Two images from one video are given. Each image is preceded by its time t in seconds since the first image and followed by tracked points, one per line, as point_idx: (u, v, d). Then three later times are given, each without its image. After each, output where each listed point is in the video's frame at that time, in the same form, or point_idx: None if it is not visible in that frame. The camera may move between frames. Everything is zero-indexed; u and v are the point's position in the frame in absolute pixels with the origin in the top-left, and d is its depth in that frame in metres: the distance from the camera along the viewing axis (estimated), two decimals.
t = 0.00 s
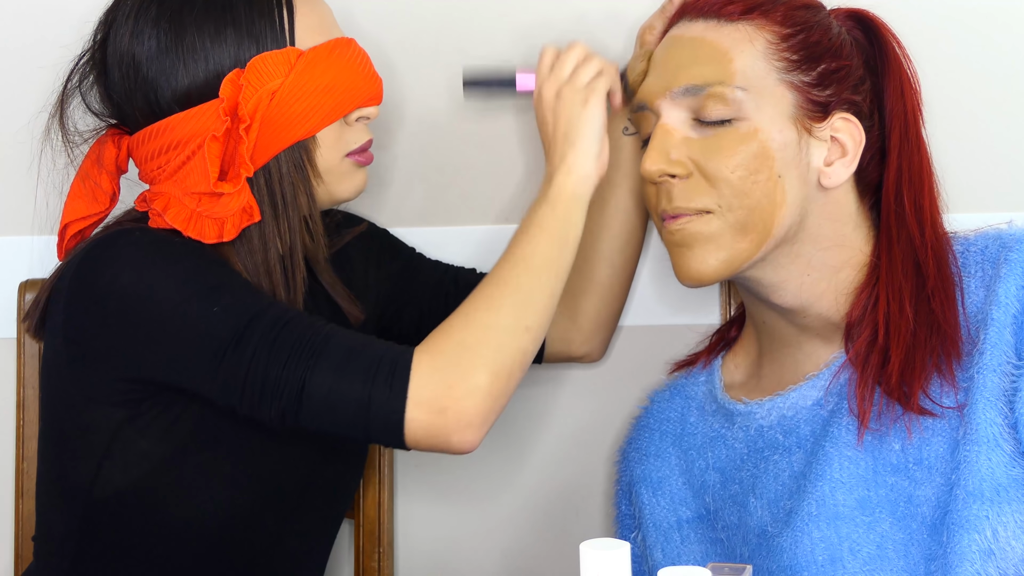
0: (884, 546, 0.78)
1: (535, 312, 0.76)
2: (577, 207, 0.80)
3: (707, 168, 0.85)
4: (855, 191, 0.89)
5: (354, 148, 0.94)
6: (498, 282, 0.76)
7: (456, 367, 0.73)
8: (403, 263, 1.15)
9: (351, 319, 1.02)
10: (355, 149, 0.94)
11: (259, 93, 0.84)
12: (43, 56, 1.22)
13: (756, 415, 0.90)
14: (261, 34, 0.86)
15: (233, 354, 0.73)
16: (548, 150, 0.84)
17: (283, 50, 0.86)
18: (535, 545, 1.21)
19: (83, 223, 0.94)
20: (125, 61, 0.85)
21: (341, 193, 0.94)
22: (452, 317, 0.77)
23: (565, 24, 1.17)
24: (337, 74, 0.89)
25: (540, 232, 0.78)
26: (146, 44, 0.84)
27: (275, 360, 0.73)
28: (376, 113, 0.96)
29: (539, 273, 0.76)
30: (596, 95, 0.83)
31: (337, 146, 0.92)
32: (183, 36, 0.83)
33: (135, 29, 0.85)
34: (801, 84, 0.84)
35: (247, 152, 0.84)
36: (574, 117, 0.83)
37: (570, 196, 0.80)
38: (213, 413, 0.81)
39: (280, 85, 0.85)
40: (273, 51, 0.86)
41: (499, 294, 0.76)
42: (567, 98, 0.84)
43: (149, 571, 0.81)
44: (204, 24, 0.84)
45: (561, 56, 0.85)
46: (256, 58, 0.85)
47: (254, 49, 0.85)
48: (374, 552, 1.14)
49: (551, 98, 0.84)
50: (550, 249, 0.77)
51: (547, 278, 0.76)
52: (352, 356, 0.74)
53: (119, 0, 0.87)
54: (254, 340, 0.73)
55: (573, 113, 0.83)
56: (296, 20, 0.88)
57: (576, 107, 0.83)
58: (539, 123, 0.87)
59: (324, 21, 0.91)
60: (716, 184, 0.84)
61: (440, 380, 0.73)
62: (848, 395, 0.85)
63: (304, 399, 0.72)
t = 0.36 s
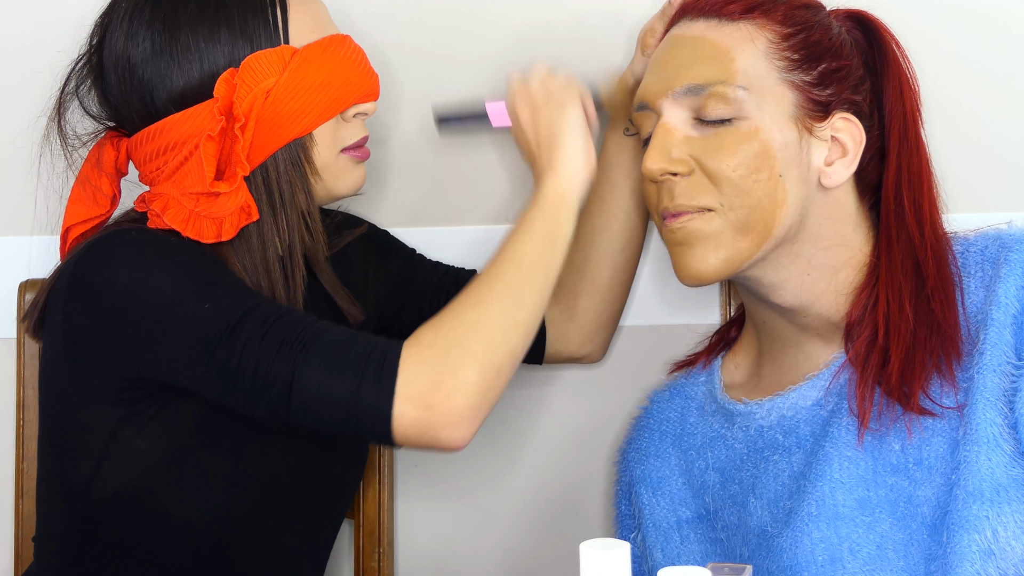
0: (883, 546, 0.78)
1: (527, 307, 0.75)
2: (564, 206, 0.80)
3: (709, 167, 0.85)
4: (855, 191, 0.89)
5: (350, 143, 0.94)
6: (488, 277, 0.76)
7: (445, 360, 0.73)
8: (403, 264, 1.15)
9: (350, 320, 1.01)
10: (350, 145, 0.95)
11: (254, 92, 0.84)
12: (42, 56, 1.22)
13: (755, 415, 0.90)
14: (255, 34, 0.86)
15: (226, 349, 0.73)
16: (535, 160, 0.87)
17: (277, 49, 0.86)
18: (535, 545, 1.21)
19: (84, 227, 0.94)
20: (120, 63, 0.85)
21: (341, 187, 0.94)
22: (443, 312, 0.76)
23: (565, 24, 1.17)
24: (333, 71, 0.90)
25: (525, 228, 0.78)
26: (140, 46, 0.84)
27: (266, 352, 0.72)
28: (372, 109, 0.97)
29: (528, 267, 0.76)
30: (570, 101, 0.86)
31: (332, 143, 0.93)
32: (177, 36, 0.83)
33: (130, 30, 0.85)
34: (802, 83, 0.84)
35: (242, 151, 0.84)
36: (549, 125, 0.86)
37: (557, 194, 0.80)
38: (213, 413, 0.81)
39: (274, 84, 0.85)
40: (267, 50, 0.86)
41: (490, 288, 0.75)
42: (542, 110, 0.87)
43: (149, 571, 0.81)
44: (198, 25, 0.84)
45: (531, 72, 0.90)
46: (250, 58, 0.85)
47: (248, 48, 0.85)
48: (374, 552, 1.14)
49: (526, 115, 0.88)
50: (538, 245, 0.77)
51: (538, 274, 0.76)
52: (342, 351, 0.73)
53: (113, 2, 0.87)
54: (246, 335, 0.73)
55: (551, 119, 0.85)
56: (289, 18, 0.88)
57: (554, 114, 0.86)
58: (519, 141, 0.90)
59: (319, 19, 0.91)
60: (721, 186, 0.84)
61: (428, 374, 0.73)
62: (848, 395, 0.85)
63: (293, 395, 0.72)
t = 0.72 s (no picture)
0: (882, 545, 0.78)
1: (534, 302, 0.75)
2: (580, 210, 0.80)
3: (707, 168, 0.85)
4: (854, 191, 0.89)
5: (347, 144, 0.95)
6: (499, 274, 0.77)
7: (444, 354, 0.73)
8: (404, 265, 1.15)
9: (348, 320, 1.02)
10: (348, 147, 0.96)
11: (254, 92, 0.84)
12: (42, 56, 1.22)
13: (755, 415, 0.90)
14: (255, 33, 0.86)
15: (224, 343, 0.72)
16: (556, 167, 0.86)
17: (277, 49, 0.86)
18: (535, 545, 1.21)
19: (83, 226, 0.94)
20: (120, 62, 0.86)
21: (339, 189, 0.94)
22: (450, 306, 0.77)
23: (564, 24, 1.18)
24: (333, 72, 0.90)
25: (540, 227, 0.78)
26: (140, 45, 0.84)
27: (263, 349, 0.72)
28: (373, 110, 0.97)
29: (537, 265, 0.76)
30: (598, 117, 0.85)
31: (332, 143, 0.93)
32: (177, 36, 0.83)
33: (130, 30, 0.85)
34: (800, 83, 0.85)
35: (242, 152, 0.84)
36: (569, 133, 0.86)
37: (573, 201, 0.81)
38: (213, 412, 0.81)
39: (274, 84, 0.85)
40: (268, 50, 0.86)
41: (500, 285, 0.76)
42: (564, 119, 0.87)
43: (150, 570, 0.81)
44: (198, 24, 0.84)
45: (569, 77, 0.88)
46: (250, 58, 0.85)
47: (249, 49, 0.86)
48: (374, 553, 1.14)
49: (554, 117, 0.88)
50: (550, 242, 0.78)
51: (549, 272, 0.77)
52: (342, 345, 0.73)
53: (114, 2, 0.87)
54: (245, 330, 0.73)
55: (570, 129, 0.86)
56: (290, 19, 0.88)
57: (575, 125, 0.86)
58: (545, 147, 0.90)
59: (319, 18, 0.91)
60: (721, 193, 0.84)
61: (426, 368, 0.73)
62: (847, 393, 0.85)
63: (290, 390, 0.72)
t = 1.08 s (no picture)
0: (881, 544, 0.78)
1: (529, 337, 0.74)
2: (587, 234, 0.76)
3: (707, 166, 0.85)
4: (853, 191, 0.89)
5: (349, 145, 0.95)
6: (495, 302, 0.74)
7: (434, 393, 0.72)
8: (406, 266, 1.15)
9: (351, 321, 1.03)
10: (350, 148, 0.96)
11: (257, 95, 0.84)
12: (44, 57, 1.22)
13: (753, 414, 0.90)
14: (258, 35, 0.86)
15: (217, 359, 0.73)
16: (564, 162, 0.79)
17: (281, 51, 0.86)
18: (536, 545, 1.22)
19: (85, 226, 0.94)
20: (124, 63, 0.86)
21: (341, 189, 0.94)
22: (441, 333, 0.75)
23: (564, 24, 1.18)
24: (335, 74, 0.90)
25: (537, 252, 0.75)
26: (144, 46, 0.85)
27: (259, 363, 0.72)
28: (376, 113, 0.97)
29: (532, 299, 0.74)
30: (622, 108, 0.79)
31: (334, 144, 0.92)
32: (181, 38, 0.84)
33: (134, 31, 0.85)
34: (800, 82, 0.85)
35: (245, 155, 0.85)
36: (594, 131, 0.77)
37: (586, 216, 0.76)
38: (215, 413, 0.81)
39: (277, 86, 0.85)
40: (271, 52, 0.86)
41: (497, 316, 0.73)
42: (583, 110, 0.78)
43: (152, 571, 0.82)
44: (202, 26, 0.84)
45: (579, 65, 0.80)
46: (254, 60, 0.85)
47: (252, 51, 0.86)
48: (374, 552, 1.15)
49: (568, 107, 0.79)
50: (550, 270, 0.74)
51: (543, 308, 0.74)
52: (335, 364, 0.73)
53: (118, 3, 0.88)
54: (239, 347, 0.73)
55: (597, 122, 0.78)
56: (293, 21, 0.88)
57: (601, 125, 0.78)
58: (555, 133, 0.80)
59: (322, 20, 0.91)
60: (721, 189, 0.84)
61: (416, 402, 0.72)
62: (845, 392, 0.85)
63: (282, 410, 0.72)
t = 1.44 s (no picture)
0: (880, 543, 0.78)
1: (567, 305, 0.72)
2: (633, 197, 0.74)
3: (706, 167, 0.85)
4: (853, 190, 0.89)
5: (356, 150, 0.95)
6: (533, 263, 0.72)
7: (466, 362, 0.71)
8: (407, 264, 1.15)
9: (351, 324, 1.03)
10: (357, 152, 0.96)
11: (262, 99, 0.84)
12: (47, 57, 1.22)
13: (752, 414, 0.90)
14: (264, 38, 0.86)
15: (244, 345, 0.72)
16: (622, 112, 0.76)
17: (286, 55, 0.86)
18: (536, 544, 1.22)
19: (87, 227, 0.94)
20: (128, 64, 0.86)
21: (349, 193, 0.94)
22: (476, 296, 0.74)
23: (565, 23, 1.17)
24: (341, 78, 0.89)
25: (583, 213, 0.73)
26: (149, 48, 0.84)
27: (288, 347, 0.72)
28: (381, 115, 0.96)
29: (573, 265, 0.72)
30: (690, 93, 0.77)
31: (338, 147, 0.93)
32: (186, 40, 0.83)
33: (138, 32, 0.85)
34: (800, 82, 0.85)
35: (248, 158, 0.84)
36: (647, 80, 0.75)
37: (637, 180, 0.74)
38: (216, 413, 0.81)
39: (282, 91, 0.85)
40: (277, 56, 0.86)
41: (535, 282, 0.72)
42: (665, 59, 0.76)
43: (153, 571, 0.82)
44: (207, 29, 0.83)
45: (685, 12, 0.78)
46: (259, 63, 0.85)
47: (258, 54, 0.85)
48: (374, 552, 1.15)
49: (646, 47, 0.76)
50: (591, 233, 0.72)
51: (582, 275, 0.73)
52: (364, 343, 0.73)
53: (121, 3, 0.87)
54: (266, 331, 0.73)
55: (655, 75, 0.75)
56: (300, 26, 0.88)
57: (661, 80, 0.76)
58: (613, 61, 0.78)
59: (327, 22, 0.91)
60: (722, 191, 0.85)
61: (453, 373, 0.71)
62: (844, 391, 0.85)
63: (316, 390, 0.72)
